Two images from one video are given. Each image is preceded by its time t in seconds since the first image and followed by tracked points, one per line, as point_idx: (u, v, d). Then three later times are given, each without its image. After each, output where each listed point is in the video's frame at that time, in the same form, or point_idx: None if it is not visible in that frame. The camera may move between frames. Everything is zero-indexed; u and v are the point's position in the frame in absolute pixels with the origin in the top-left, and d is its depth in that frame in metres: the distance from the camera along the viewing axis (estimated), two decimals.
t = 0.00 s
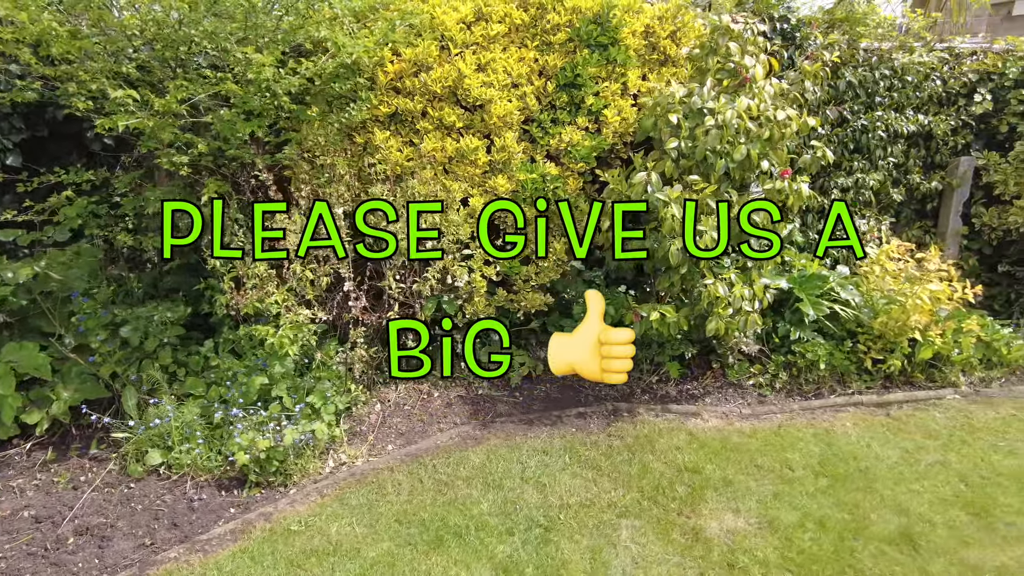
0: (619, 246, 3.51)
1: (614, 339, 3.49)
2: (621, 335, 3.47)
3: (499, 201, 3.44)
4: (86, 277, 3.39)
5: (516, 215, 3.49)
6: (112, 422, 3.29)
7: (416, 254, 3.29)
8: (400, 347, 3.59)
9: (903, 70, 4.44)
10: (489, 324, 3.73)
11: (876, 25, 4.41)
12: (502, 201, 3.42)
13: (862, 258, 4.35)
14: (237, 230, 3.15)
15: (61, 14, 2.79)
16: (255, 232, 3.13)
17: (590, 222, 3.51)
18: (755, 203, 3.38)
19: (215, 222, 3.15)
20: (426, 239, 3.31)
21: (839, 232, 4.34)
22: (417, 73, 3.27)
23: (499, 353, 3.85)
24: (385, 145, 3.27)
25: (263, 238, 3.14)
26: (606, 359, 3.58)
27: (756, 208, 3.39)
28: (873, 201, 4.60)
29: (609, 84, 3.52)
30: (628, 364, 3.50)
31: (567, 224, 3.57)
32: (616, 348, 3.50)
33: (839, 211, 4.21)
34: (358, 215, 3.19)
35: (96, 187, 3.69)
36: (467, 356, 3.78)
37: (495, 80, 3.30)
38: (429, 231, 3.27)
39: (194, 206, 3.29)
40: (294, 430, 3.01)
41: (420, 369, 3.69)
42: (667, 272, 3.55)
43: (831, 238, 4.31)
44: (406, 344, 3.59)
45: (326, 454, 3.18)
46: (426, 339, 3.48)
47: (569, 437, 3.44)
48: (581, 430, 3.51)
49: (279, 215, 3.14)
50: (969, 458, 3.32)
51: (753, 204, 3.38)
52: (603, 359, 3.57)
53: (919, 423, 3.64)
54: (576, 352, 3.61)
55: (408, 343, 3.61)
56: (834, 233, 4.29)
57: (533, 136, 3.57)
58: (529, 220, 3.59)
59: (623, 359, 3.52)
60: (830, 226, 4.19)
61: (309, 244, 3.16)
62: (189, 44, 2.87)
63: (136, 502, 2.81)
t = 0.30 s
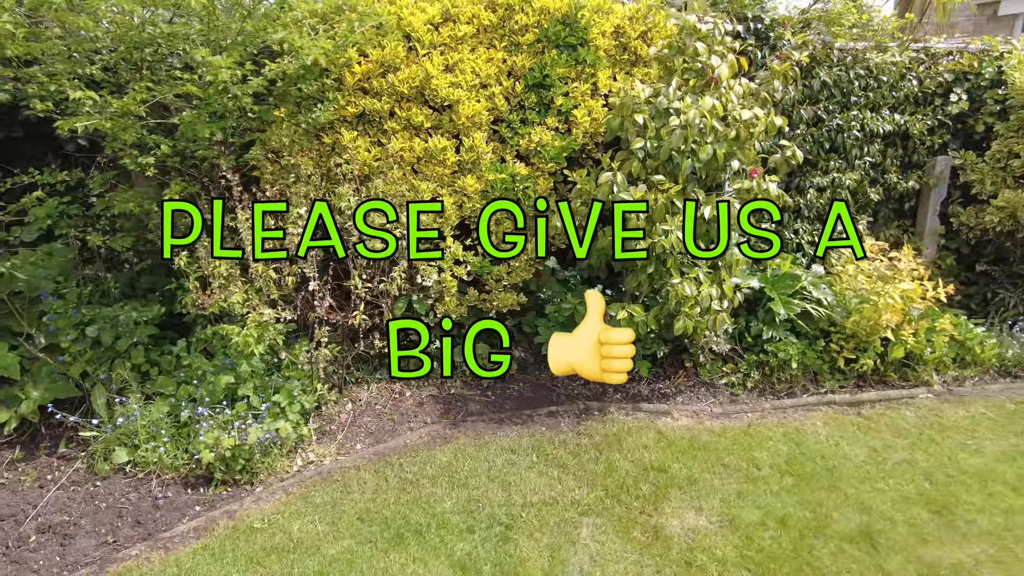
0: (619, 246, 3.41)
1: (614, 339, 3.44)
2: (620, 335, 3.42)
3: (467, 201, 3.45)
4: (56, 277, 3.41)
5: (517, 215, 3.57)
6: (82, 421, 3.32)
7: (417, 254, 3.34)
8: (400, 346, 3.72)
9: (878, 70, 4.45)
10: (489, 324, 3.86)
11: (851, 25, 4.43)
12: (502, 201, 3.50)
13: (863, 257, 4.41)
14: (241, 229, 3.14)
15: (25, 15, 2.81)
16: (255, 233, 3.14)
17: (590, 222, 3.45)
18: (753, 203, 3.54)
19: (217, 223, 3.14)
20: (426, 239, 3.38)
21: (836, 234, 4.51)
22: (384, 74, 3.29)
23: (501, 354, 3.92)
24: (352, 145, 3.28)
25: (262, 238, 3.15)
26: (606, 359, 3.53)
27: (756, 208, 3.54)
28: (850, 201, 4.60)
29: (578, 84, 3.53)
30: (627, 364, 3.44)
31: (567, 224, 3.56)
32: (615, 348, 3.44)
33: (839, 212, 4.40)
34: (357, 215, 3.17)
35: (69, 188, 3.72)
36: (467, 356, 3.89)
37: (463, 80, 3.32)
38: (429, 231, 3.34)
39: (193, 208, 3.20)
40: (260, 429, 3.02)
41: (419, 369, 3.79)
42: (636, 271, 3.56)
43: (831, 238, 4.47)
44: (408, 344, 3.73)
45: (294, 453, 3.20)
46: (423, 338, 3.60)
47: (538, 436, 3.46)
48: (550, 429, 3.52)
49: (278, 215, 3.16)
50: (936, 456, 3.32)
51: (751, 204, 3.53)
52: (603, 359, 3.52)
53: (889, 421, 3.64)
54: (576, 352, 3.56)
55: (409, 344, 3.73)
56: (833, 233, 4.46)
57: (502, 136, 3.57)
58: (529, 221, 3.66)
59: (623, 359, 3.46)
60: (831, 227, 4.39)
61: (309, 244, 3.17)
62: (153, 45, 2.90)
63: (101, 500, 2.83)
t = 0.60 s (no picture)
0: (619, 246, 3.27)
1: (615, 340, 3.43)
2: (621, 335, 3.41)
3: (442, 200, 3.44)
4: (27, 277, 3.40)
5: (517, 215, 3.58)
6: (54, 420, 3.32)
7: (416, 253, 3.42)
8: (400, 346, 3.80)
9: (861, 68, 4.43)
10: (489, 324, 3.90)
11: (832, 25, 4.43)
12: (502, 201, 3.54)
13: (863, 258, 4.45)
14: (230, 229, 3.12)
15: None
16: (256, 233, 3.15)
17: (590, 222, 3.35)
18: (753, 203, 3.83)
19: (218, 223, 3.12)
20: (426, 239, 3.47)
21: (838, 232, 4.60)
22: (357, 73, 3.29)
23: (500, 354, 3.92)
24: (326, 144, 3.28)
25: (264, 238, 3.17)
26: (605, 359, 3.52)
27: (755, 208, 3.84)
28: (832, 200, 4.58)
29: (555, 83, 3.51)
30: (628, 364, 3.44)
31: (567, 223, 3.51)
32: (616, 348, 3.44)
33: (838, 212, 4.50)
34: (357, 215, 3.21)
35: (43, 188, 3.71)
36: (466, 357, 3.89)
37: (437, 78, 3.32)
38: (429, 231, 3.43)
39: (195, 206, 3.19)
40: (229, 428, 3.00)
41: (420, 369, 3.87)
42: (612, 270, 3.55)
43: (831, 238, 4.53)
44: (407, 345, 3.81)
45: (266, 452, 3.19)
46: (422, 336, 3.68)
47: (513, 436, 3.44)
48: (526, 429, 3.51)
49: (277, 216, 3.15)
50: (913, 456, 3.30)
51: (751, 204, 3.83)
52: (603, 359, 3.51)
53: (867, 422, 3.63)
54: (577, 352, 3.53)
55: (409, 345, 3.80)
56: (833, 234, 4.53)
57: (478, 135, 3.56)
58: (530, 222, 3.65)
59: (623, 359, 3.46)
60: (830, 227, 4.46)
61: (310, 244, 3.23)
62: (121, 44, 2.89)
63: (69, 500, 2.83)
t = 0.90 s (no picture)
0: (619, 246, 3.28)
1: (615, 340, 3.32)
2: (621, 335, 3.30)
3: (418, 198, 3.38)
4: None
5: (516, 215, 3.47)
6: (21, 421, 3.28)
7: (416, 253, 3.42)
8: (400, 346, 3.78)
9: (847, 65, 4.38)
10: (489, 324, 3.86)
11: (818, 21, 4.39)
12: (502, 201, 3.44)
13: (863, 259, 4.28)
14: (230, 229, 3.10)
15: None
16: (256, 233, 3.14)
17: (590, 222, 3.22)
18: (755, 203, 4.17)
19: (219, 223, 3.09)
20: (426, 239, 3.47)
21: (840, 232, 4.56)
22: (332, 67, 3.24)
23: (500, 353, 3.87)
24: (299, 140, 3.22)
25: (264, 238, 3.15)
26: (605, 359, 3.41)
27: (756, 207, 4.17)
28: (818, 198, 4.53)
29: (534, 78, 3.45)
30: (629, 365, 3.33)
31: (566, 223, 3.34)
32: (616, 349, 3.33)
33: (838, 212, 4.45)
34: (358, 215, 3.22)
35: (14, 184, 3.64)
36: (466, 357, 3.85)
37: (412, 73, 3.26)
38: (429, 231, 3.43)
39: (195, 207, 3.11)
40: (196, 430, 2.94)
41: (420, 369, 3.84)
42: (592, 269, 3.49)
43: (831, 239, 4.42)
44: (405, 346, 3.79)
45: (237, 454, 3.13)
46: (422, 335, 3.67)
47: (491, 437, 3.38)
48: (504, 430, 3.45)
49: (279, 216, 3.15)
50: (896, 458, 3.24)
51: (753, 204, 4.18)
52: (603, 360, 3.40)
53: (851, 423, 3.57)
54: (576, 352, 3.41)
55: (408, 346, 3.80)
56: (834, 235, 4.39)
57: (456, 131, 3.50)
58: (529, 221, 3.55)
59: (623, 359, 3.35)
60: (830, 224, 4.34)
61: (309, 244, 3.17)
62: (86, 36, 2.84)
63: (32, 504, 2.77)
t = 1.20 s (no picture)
0: (620, 246, 3.26)
1: (615, 340, 3.16)
2: (621, 335, 3.15)
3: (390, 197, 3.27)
4: None
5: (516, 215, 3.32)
6: None
7: (417, 253, 3.39)
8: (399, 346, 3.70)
9: (833, 61, 4.29)
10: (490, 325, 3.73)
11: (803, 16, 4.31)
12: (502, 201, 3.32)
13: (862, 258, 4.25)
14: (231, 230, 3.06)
15: None
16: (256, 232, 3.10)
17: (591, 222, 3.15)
18: (756, 203, 4.15)
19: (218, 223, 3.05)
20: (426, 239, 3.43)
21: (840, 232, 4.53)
22: (299, 62, 3.14)
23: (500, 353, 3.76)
24: (266, 138, 3.13)
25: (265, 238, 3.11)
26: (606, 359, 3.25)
27: (757, 208, 4.15)
28: (803, 197, 4.45)
29: (511, 74, 3.35)
30: (630, 365, 3.18)
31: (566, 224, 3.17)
32: (616, 349, 3.17)
33: (838, 212, 4.41)
34: (358, 215, 3.20)
35: None
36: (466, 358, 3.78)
37: (383, 68, 3.16)
38: (429, 231, 3.39)
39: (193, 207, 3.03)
40: (157, 438, 2.83)
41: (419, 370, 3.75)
42: (569, 270, 3.39)
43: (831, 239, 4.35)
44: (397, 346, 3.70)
45: (200, 462, 3.02)
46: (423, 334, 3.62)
47: (465, 443, 3.28)
48: (479, 436, 3.35)
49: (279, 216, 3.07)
50: (881, 464, 3.16)
51: (754, 204, 4.16)
52: (603, 360, 3.24)
53: (835, 427, 3.48)
54: (576, 352, 3.25)
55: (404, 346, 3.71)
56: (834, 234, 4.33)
57: (429, 128, 3.40)
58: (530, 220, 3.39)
59: (624, 359, 3.20)
60: (830, 225, 4.26)
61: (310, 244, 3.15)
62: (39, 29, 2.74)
63: None
